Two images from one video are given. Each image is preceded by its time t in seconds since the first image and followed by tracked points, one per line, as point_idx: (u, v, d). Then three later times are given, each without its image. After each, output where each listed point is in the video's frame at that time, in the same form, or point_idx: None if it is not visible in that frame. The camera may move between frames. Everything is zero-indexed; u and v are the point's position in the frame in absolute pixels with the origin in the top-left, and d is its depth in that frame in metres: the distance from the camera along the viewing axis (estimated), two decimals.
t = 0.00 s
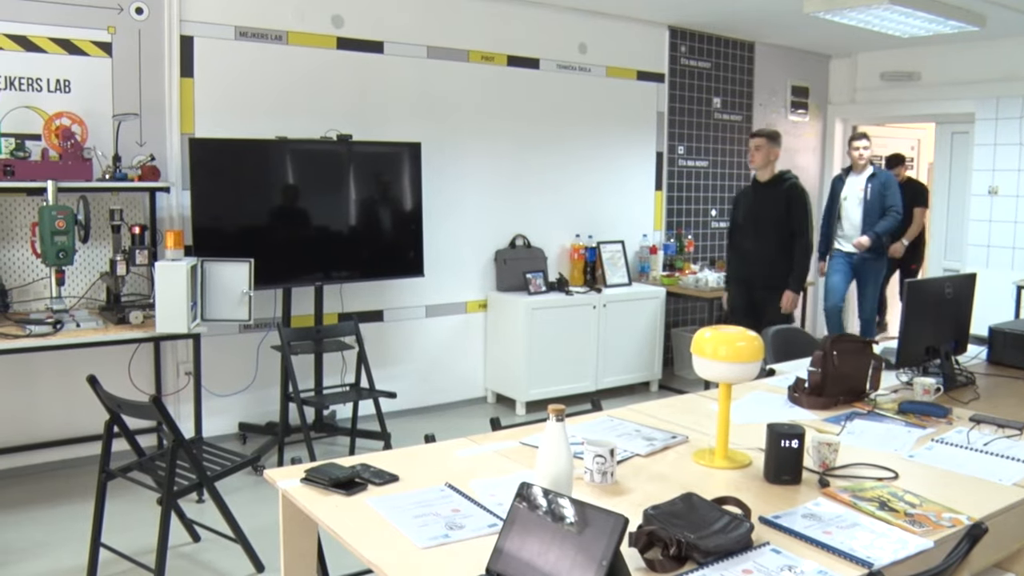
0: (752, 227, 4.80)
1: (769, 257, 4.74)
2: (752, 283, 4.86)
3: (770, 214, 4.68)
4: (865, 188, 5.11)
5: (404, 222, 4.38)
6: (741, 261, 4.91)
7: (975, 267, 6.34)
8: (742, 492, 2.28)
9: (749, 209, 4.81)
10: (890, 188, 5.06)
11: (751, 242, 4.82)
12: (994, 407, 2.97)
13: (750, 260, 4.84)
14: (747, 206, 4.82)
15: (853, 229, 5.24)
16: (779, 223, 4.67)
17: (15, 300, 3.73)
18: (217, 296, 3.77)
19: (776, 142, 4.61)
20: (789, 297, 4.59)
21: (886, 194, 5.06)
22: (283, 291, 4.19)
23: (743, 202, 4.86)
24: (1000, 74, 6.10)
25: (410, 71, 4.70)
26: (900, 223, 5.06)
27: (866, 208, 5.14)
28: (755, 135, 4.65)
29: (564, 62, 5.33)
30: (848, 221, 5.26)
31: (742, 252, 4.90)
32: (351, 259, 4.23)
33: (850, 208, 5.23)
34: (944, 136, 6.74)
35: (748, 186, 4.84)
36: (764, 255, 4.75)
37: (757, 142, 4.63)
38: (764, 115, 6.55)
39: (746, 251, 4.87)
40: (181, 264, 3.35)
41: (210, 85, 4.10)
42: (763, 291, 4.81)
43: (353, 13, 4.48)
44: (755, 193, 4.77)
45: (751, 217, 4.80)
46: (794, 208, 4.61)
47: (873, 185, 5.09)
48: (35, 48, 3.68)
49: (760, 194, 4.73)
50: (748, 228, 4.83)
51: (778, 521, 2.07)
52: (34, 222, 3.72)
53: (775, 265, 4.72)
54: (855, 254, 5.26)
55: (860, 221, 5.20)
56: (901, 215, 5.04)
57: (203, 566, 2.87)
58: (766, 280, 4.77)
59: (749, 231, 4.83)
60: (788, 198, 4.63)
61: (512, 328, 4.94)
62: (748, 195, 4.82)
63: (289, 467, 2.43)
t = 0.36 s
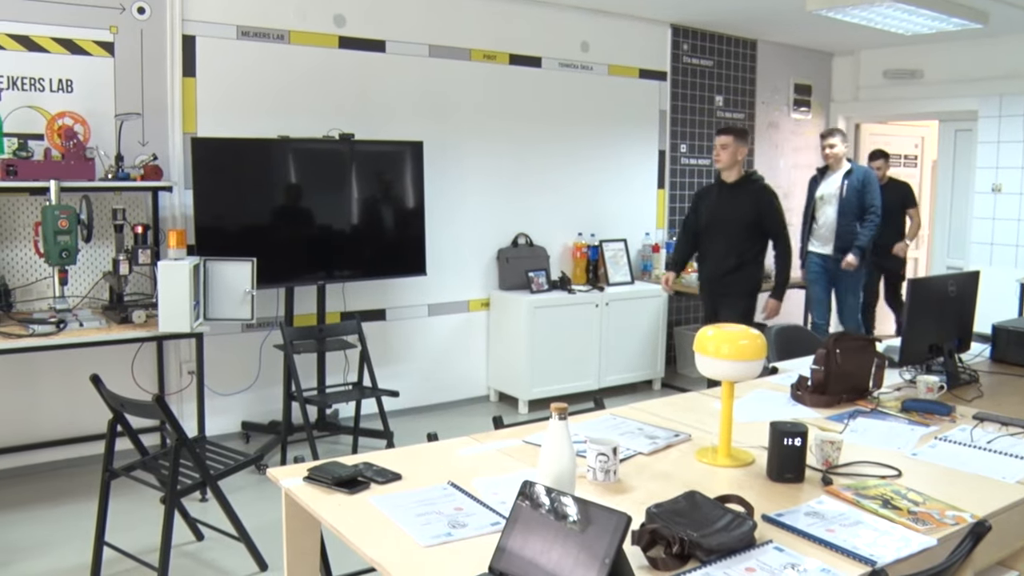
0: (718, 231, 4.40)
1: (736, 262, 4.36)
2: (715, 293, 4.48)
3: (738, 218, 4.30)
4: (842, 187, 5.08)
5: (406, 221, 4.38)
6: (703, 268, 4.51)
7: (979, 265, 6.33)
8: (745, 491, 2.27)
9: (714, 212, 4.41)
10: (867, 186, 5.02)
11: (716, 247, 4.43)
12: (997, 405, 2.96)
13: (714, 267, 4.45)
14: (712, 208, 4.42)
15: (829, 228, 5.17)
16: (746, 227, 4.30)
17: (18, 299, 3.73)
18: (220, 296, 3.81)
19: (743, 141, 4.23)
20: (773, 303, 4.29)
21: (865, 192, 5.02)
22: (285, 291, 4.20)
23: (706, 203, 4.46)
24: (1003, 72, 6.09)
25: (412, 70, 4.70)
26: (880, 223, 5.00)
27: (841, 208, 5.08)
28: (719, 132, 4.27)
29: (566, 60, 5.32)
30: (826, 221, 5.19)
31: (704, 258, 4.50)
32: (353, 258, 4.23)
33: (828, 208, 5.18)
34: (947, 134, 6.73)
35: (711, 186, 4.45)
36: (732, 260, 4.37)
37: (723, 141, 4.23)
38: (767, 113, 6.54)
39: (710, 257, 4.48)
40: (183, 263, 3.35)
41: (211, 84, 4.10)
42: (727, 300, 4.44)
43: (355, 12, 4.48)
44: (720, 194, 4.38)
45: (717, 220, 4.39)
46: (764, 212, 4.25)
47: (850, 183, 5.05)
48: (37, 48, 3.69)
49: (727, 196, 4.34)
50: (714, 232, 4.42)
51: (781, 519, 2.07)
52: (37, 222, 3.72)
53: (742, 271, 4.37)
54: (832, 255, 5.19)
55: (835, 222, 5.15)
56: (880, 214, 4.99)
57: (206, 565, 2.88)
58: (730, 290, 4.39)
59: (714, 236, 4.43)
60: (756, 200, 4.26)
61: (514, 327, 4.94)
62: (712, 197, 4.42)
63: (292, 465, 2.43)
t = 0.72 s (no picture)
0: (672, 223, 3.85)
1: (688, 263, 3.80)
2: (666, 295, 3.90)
3: (693, 209, 3.76)
4: (822, 189, 4.89)
5: (408, 217, 4.38)
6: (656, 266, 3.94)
7: (981, 261, 6.32)
8: (747, 487, 2.27)
9: (672, 202, 3.85)
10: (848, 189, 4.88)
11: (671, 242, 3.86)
12: (999, 402, 2.97)
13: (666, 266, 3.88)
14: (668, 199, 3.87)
15: (810, 230, 5.04)
16: (701, 220, 3.75)
17: (21, 295, 3.73)
18: (223, 291, 3.77)
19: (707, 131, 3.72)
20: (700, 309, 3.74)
21: (846, 194, 4.90)
22: (288, 287, 4.20)
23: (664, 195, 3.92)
24: (1005, 68, 6.08)
25: (415, 67, 4.70)
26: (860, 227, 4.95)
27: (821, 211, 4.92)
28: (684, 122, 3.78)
29: (569, 57, 5.32)
30: (803, 222, 5.06)
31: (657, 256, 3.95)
32: (355, 255, 4.23)
33: (806, 208, 5.03)
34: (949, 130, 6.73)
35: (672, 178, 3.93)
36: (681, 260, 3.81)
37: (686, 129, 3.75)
38: (769, 109, 6.53)
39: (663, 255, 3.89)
40: (185, 260, 3.35)
41: (212, 80, 4.09)
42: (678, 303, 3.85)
43: (357, 8, 4.47)
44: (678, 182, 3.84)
45: (673, 211, 3.84)
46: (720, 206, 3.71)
47: (831, 183, 4.88)
48: (39, 44, 3.69)
49: (685, 187, 3.80)
50: (668, 225, 3.86)
51: (783, 516, 2.07)
52: (40, 218, 3.72)
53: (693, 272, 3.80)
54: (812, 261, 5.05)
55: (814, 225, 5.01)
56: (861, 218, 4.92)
57: (208, 561, 2.88)
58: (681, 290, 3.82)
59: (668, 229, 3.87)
60: (714, 190, 3.72)
61: (517, 323, 4.95)
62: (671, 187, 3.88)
63: (295, 462, 2.44)
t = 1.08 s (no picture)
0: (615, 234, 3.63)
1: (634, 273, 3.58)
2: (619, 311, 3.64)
3: (635, 214, 3.54)
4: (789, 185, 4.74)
5: (413, 215, 4.38)
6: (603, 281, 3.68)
7: (986, 261, 6.31)
8: (751, 486, 2.27)
9: (614, 211, 3.63)
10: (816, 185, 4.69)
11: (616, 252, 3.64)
12: (1004, 402, 2.97)
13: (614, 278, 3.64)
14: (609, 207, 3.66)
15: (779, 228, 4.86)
16: (645, 225, 3.53)
17: (26, 294, 3.74)
18: (228, 290, 3.77)
19: (641, 129, 3.50)
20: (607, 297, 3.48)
21: (813, 190, 4.71)
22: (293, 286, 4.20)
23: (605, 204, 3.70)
24: (1010, 68, 6.08)
25: (419, 66, 4.70)
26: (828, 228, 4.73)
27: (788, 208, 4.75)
28: (616, 125, 3.58)
29: (574, 56, 5.32)
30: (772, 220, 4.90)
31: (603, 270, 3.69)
32: (360, 254, 4.24)
33: (776, 204, 4.88)
34: (954, 129, 6.73)
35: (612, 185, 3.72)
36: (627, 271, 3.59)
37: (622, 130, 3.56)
38: (774, 109, 6.53)
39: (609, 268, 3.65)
40: (190, 258, 3.35)
41: (217, 79, 4.09)
42: (633, 319, 3.59)
43: (362, 7, 4.47)
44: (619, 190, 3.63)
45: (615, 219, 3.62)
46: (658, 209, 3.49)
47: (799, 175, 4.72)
48: (45, 43, 3.69)
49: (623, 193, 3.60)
50: (612, 234, 3.64)
51: (787, 515, 2.07)
52: (45, 216, 3.73)
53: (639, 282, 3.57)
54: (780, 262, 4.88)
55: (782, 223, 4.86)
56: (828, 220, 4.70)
57: (213, 559, 2.88)
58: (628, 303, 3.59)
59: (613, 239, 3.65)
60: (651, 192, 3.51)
61: (521, 322, 4.95)
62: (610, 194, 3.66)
63: (300, 460, 2.44)
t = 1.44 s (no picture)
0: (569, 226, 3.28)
1: (586, 271, 3.22)
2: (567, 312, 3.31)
3: (592, 208, 3.19)
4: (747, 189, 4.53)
5: (429, 215, 4.39)
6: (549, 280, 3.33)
7: (1007, 262, 6.23)
8: (769, 487, 2.26)
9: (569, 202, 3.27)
10: (774, 187, 4.43)
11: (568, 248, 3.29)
12: None
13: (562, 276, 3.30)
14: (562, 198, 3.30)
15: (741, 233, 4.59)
16: (603, 219, 3.20)
17: (47, 293, 3.77)
18: (247, 290, 3.79)
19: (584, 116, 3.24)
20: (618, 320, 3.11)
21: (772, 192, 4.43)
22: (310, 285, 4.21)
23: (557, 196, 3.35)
24: None
25: (437, 66, 4.70)
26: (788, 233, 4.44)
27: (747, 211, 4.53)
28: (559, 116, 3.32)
29: (591, 56, 5.31)
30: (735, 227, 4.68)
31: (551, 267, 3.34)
32: (378, 254, 4.25)
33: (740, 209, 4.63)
34: (975, 128, 6.68)
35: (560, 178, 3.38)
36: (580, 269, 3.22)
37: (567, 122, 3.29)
38: (792, 108, 6.50)
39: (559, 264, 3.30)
40: (209, 258, 3.37)
41: (235, 79, 4.11)
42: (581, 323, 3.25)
43: (380, 7, 4.48)
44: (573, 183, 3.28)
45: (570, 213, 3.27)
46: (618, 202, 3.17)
47: (762, 177, 4.46)
48: (65, 44, 3.72)
49: (579, 183, 3.26)
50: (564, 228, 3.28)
51: (805, 516, 2.06)
52: (65, 216, 3.76)
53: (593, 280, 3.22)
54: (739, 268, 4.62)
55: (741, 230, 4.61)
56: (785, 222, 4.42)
57: (232, 557, 2.89)
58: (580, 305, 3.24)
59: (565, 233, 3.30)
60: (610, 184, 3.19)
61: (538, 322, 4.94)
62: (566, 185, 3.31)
63: (318, 459, 2.45)
